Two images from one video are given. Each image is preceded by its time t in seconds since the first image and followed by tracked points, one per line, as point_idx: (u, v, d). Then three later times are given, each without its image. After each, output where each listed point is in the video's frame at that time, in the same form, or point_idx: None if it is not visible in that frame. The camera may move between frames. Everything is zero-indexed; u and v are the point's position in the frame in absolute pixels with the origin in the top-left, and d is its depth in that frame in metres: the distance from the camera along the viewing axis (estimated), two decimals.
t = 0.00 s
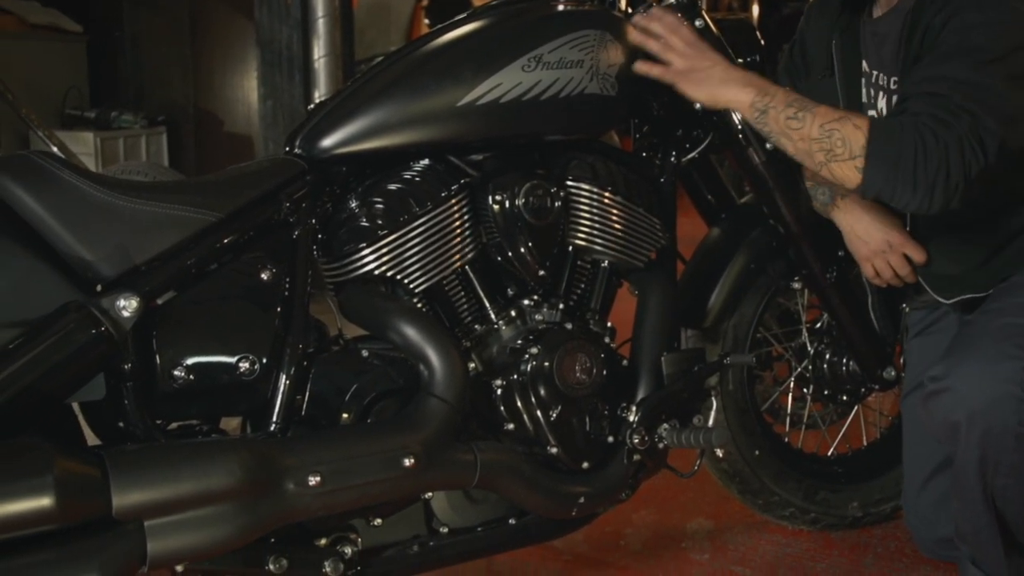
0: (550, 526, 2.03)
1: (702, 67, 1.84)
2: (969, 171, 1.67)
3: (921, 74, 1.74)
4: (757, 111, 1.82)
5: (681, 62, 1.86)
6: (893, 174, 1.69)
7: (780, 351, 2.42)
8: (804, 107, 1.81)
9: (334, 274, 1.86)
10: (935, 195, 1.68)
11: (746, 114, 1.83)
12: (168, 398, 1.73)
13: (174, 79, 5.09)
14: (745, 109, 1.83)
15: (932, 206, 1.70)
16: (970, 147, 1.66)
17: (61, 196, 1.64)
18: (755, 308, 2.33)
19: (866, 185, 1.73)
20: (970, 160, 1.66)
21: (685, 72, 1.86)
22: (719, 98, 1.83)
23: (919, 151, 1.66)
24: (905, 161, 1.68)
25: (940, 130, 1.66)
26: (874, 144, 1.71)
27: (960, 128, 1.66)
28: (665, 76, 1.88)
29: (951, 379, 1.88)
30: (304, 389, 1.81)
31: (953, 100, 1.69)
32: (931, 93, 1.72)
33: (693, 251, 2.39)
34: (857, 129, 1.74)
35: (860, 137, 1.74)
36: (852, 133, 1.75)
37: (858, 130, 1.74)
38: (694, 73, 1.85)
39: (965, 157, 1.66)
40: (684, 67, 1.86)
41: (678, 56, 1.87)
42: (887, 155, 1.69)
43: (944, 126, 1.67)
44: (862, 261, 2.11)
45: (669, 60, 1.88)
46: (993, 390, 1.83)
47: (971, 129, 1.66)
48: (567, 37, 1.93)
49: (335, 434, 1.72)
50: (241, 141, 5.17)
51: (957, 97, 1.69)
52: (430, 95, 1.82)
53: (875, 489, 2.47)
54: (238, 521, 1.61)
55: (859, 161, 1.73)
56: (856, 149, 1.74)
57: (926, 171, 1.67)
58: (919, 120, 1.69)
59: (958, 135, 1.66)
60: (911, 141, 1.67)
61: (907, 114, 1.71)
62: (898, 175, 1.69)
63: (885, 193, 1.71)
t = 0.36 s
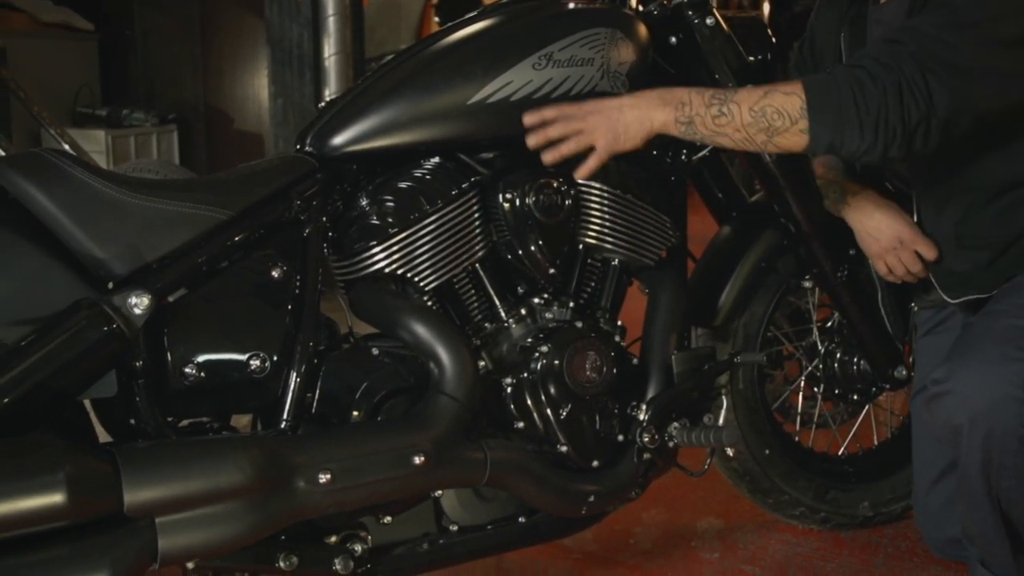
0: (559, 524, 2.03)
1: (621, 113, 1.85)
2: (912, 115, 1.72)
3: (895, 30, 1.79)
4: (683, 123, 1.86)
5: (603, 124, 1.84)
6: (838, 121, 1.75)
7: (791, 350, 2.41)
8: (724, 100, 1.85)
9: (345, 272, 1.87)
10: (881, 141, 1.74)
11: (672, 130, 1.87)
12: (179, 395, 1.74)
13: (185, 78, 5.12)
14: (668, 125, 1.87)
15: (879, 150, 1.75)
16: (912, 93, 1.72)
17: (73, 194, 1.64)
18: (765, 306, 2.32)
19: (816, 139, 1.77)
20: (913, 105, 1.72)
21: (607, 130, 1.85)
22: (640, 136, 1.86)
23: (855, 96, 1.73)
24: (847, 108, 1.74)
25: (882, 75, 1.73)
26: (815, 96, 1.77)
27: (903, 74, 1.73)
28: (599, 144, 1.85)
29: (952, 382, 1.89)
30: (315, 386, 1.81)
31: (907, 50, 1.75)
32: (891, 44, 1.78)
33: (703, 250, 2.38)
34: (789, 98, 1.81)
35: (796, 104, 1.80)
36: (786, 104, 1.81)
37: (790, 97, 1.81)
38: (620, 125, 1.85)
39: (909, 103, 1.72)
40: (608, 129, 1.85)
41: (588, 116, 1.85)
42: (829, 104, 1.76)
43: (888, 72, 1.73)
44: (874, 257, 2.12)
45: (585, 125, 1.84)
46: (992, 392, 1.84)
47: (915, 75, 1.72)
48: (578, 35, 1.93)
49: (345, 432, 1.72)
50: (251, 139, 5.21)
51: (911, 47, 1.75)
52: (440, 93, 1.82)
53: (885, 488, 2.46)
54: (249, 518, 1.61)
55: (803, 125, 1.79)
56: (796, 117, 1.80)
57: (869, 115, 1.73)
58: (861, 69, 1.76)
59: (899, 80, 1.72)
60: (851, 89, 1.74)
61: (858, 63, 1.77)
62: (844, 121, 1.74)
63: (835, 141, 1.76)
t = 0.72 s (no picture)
0: (570, 521, 2.03)
1: (603, 112, 1.84)
2: (889, 84, 1.78)
3: (896, 16, 1.82)
4: (667, 114, 1.87)
5: (587, 126, 1.84)
6: (818, 90, 1.80)
7: (802, 347, 2.41)
8: (705, 86, 1.87)
9: (356, 268, 1.87)
10: (860, 109, 1.79)
11: (658, 123, 1.87)
12: (191, 391, 1.74)
13: (196, 76, 5.13)
14: (654, 119, 1.87)
15: (858, 118, 1.80)
16: (890, 64, 1.78)
17: (86, 189, 1.65)
18: (776, 304, 2.32)
19: (797, 109, 1.82)
20: (890, 76, 1.77)
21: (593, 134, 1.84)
22: (628, 132, 1.86)
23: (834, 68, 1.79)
24: (826, 76, 1.79)
25: (863, 46, 1.79)
26: (794, 67, 1.82)
27: (883, 44, 1.79)
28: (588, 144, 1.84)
29: (960, 378, 1.90)
30: (327, 383, 1.82)
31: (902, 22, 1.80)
32: (882, 19, 1.83)
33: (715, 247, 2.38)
34: (768, 73, 1.84)
35: (776, 78, 1.83)
36: (767, 79, 1.84)
37: (768, 72, 1.84)
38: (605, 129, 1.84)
39: (886, 73, 1.78)
40: (594, 130, 1.84)
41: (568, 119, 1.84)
42: (808, 75, 1.81)
43: (867, 43, 1.79)
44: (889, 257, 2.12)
45: (568, 132, 1.84)
46: (1001, 389, 1.84)
47: (895, 46, 1.78)
48: (590, 31, 1.92)
49: (356, 428, 1.73)
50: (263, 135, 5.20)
51: (900, 22, 1.80)
52: (452, 90, 1.82)
53: (897, 487, 2.46)
54: (261, 514, 1.61)
55: (786, 97, 1.83)
56: (778, 90, 1.83)
57: (847, 82, 1.78)
58: (843, 41, 1.82)
59: (878, 50, 1.78)
60: (830, 58, 1.80)
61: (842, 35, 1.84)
62: (823, 89, 1.80)
63: (816, 111, 1.81)
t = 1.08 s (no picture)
0: (580, 518, 2.03)
1: (628, 93, 1.86)
2: (921, 82, 1.78)
3: (919, 11, 1.83)
4: (692, 102, 1.88)
5: (609, 102, 1.85)
6: (846, 88, 1.80)
7: (813, 345, 2.41)
8: (731, 77, 1.88)
9: (367, 264, 1.87)
10: (889, 108, 1.80)
11: (681, 110, 1.89)
12: (202, 387, 1.74)
13: (206, 72, 5.16)
14: (678, 105, 1.89)
15: (887, 117, 1.81)
16: (921, 62, 1.78)
17: (99, 185, 1.65)
18: (787, 301, 2.32)
19: (825, 106, 1.83)
20: (922, 74, 1.78)
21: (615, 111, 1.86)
22: (650, 116, 1.88)
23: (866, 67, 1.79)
24: (856, 74, 1.79)
25: (893, 43, 1.79)
26: (824, 63, 1.82)
27: (914, 42, 1.79)
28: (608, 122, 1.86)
29: (975, 375, 1.89)
30: (338, 378, 1.85)
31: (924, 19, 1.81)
32: (909, 17, 1.84)
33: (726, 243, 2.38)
34: (797, 67, 1.85)
35: (804, 73, 1.84)
36: (794, 74, 1.84)
37: (798, 66, 1.84)
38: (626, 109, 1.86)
39: (917, 72, 1.78)
40: (614, 108, 1.85)
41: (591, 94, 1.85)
42: (838, 74, 1.81)
43: (899, 40, 1.79)
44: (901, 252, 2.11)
45: (591, 102, 1.85)
46: (1016, 385, 1.83)
47: (927, 44, 1.78)
48: (602, 27, 1.92)
49: (366, 424, 1.73)
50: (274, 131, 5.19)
51: (928, 19, 1.81)
52: (464, 86, 1.82)
53: (909, 484, 2.46)
54: (272, 509, 1.61)
55: (813, 93, 1.83)
56: (806, 86, 1.84)
57: (877, 80, 1.78)
58: (873, 37, 1.82)
59: (909, 47, 1.78)
60: (860, 55, 1.80)
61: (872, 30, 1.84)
62: (852, 87, 1.80)
63: (844, 109, 1.81)
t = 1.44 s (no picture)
0: (590, 513, 2.03)
1: (617, 83, 1.86)
2: (915, 74, 1.78)
3: (924, 3, 1.82)
4: (683, 91, 1.88)
5: (597, 88, 1.83)
6: (840, 80, 1.80)
7: (824, 339, 2.40)
8: (722, 66, 1.88)
9: (378, 257, 1.87)
10: (881, 99, 1.79)
11: (673, 99, 1.89)
12: (213, 380, 1.75)
13: (218, 67, 5.18)
14: (669, 94, 1.89)
15: (879, 109, 1.80)
16: (916, 52, 1.78)
17: (111, 179, 1.66)
18: (798, 296, 2.31)
19: (816, 98, 1.82)
20: (916, 65, 1.78)
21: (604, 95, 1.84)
22: (640, 104, 1.88)
23: (858, 58, 1.78)
24: (849, 66, 1.79)
25: (888, 34, 1.79)
26: (817, 55, 1.81)
27: (911, 34, 1.79)
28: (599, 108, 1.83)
29: (984, 371, 1.89)
30: (349, 371, 1.84)
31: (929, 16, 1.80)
32: (912, 9, 1.83)
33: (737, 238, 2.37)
34: (787, 57, 1.84)
35: (796, 62, 1.83)
36: (785, 63, 1.84)
37: (788, 56, 1.84)
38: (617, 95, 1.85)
39: (912, 63, 1.78)
40: (605, 93, 1.84)
41: (582, 86, 1.83)
42: (831, 65, 1.80)
43: (894, 31, 1.79)
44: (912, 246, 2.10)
45: (577, 90, 1.83)
46: None
47: (924, 36, 1.78)
48: (612, 21, 1.92)
49: (376, 417, 1.73)
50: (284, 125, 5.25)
51: (930, 12, 1.80)
52: (474, 80, 1.82)
53: (920, 480, 2.45)
54: (282, 502, 1.62)
55: (804, 83, 1.83)
56: (797, 75, 1.83)
57: (870, 72, 1.78)
58: (868, 28, 1.81)
59: (905, 38, 1.78)
60: (854, 47, 1.79)
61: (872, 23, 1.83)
62: (845, 79, 1.79)
63: (836, 101, 1.81)
